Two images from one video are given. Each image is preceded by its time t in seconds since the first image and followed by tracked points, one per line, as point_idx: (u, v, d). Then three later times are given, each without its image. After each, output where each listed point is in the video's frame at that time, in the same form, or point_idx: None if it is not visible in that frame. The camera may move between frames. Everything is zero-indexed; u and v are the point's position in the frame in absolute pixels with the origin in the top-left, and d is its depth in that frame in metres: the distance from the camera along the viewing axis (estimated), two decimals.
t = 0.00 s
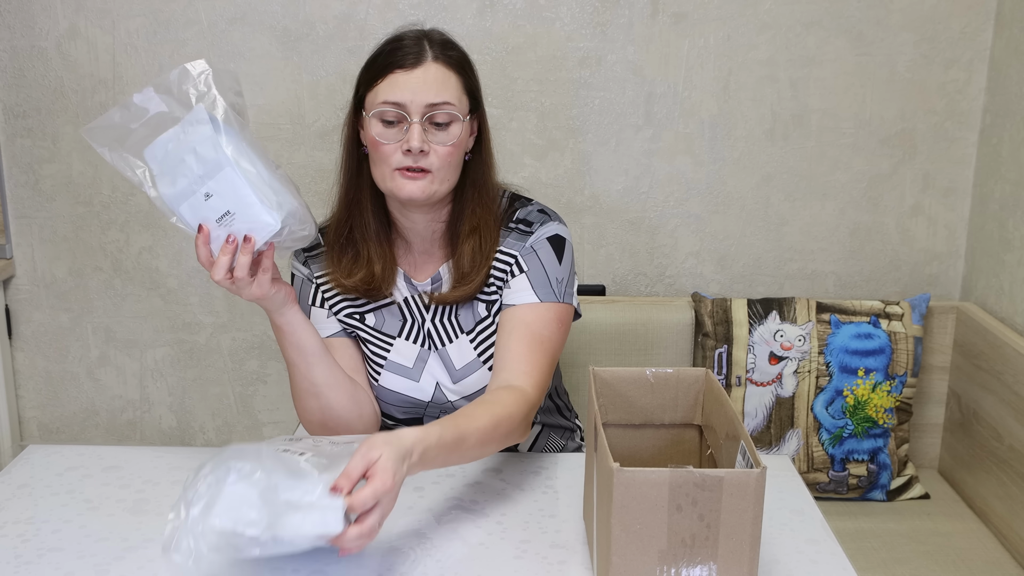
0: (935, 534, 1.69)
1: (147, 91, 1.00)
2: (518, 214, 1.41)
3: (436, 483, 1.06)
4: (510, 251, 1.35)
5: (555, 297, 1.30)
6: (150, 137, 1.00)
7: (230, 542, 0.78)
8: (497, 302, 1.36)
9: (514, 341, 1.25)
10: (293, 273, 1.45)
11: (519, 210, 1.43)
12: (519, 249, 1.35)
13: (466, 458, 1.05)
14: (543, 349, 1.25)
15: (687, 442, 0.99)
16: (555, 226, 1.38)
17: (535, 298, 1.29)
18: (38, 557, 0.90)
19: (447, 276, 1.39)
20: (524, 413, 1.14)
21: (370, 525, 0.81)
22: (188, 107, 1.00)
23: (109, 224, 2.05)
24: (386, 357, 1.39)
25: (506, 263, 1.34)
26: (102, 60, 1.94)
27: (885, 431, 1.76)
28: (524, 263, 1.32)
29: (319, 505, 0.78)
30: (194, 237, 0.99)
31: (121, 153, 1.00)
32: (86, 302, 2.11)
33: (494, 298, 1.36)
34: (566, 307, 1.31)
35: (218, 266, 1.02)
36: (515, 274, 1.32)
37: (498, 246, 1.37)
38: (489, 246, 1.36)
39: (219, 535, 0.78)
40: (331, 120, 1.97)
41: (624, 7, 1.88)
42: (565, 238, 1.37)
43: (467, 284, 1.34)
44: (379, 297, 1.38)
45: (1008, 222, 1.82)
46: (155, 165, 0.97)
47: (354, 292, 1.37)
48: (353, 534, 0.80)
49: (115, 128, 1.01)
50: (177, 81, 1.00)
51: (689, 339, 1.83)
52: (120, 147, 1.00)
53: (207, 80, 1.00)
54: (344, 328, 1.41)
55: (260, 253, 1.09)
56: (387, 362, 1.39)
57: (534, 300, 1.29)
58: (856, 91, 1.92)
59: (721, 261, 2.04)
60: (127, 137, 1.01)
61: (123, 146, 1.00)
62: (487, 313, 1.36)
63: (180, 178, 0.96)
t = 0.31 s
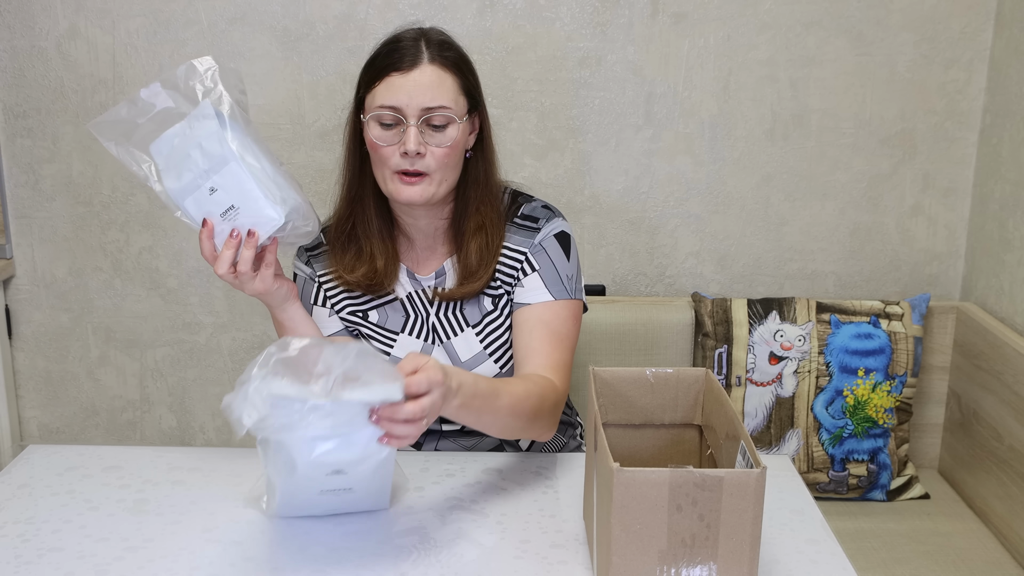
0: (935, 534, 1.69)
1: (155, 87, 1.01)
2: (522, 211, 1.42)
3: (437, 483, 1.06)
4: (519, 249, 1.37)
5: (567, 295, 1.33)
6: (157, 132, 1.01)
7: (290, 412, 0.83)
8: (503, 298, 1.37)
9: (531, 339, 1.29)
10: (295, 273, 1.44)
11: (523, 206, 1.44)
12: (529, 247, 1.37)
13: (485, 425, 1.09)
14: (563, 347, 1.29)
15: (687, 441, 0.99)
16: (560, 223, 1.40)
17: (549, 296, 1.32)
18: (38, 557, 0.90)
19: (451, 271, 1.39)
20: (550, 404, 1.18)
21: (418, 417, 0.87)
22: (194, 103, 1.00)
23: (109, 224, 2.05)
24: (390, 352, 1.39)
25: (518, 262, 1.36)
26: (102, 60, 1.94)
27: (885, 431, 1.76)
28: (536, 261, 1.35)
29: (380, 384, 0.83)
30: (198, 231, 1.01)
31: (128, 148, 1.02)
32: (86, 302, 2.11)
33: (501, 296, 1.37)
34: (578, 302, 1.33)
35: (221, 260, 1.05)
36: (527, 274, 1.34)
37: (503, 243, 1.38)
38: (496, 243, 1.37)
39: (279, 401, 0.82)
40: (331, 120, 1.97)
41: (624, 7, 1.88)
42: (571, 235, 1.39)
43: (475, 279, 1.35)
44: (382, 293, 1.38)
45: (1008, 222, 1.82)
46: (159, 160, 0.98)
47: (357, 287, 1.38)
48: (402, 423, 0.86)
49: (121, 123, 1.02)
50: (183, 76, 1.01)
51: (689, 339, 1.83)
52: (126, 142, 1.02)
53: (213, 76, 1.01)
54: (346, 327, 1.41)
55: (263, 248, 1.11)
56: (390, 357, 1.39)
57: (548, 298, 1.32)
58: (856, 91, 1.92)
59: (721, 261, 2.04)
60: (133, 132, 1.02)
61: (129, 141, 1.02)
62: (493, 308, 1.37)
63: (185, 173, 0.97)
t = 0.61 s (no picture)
0: (935, 534, 1.69)
1: (161, 85, 1.02)
2: (521, 207, 1.43)
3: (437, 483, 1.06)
4: (523, 247, 1.38)
5: (575, 289, 1.34)
6: (162, 129, 1.01)
7: (359, 329, 0.79)
8: (506, 296, 1.37)
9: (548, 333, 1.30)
10: (293, 273, 1.43)
11: (522, 203, 1.44)
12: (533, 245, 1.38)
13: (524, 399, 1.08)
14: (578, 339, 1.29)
15: (687, 440, 0.99)
16: (560, 220, 1.41)
17: (559, 292, 1.33)
18: (38, 557, 0.90)
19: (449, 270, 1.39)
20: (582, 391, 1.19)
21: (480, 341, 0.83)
22: (201, 100, 1.01)
23: (109, 224, 2.05)
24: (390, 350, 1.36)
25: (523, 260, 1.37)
26: (102, 60, 1.94)
27: (885, 431, 1.76)
28: (542, 258, 1.36)
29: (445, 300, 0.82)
30: (203, 229, 0.98)
31: (133, 144, 1.02)
32: (86, 302, 2.11)
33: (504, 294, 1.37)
34: (588, 296, 1.35)
35: (226, 258, 1.00)
36: (535, 271, 1.35)
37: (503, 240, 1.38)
38: (495, 241, 1.37)
39: (348, 313, 0.79)
40: (331, 120, 1.97)
41: (624, 7, 1.88)
42: (571, 231, 1.40)
43: (475, 277, 1.35)
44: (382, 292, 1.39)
45: (1008, 222, 1.82)
46: (164, 157, 0.97)
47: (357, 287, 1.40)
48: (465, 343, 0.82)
49: (126, 118, 1.02)
50: (190, 74, 1.02)
51: (689, 340, 1.83)
52: (132, 139, 1.02)
53: (220, 74, 1.01)
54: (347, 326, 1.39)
55: (268, 245, 1.03)
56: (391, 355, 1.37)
57: (559, 293, 1.33)
58: (856, 91, 1.92)
59: (721, 261, 2.04)
60: (139, 128, 1.02)
61: (134, 137, 1.02)
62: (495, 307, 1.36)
63: (191, 170, 0.96)
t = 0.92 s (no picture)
0: (935, 534, 1.69)
1: (180, 81, 0.95)
2: (527, 208, 1.44)
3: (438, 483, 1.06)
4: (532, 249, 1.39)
5: (585, 291, 1.37)
6: (179, 126, 0.94)
7: (445, 320, 0.81)
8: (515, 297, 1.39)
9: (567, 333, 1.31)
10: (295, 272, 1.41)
11: (528, 203, 1.46)
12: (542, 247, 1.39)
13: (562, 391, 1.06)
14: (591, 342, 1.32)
15: (688, 440, 0.99)
16: (565, 222, 1.43)
17: (573, 296, 1.36)
18: (38, 557, 0.90)
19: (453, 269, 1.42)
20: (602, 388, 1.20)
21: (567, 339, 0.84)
22: (221, 99, 0.94)
23: (109, 224, 2.05)
24: (393, 352, 1.36)
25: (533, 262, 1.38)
26: (102, 60, 1.94)
27: (885, 431, 1.76)
28: (551, 260, 1.38)
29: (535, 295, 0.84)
30: (218, 231, 0.93)
31: (145, 140, 0.94)
32: (86, 302, 2.11)
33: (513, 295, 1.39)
34: (596, 298, 1.39)
35: (239, 262, 0.96)
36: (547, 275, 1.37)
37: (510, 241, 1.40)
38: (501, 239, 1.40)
39: (434, 302, 0.82)
40: (331, 120, 1.97)
41: (624, 7, 1.88)
42: (576, 233, 1.43)
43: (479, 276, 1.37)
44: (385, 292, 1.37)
45: (1008, 222, 1.82)
46: (179, 155, 0.92)
47: (358, 288, 1.36)
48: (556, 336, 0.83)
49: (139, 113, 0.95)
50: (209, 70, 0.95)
51: (689, 339, 1.83)
52: (145, 135, 0.95)
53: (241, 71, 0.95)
54: (347, 327, 1.38)
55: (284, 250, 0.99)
56: (394, 356, 1.36)
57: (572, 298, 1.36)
58: (856, 91, 1.92)
59: (721, 261, 2.04)
60: (153, 124, 0.95)
61: (148, 132, 0.95)
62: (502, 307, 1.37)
63: (208, 170, 0.91)
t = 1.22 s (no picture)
0: (935, 534, 1.69)
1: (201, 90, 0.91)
2: (532, 207, 1.46)
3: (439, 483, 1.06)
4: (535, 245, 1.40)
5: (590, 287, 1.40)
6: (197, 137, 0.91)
7: (460, 318, 0.82)
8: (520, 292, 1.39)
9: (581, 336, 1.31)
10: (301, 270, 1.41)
11: (532, 201, 1.48)
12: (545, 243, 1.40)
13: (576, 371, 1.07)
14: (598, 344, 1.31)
15: (688, 440, 0.99)
16: (569, 219, 1.44)
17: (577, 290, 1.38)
18: (38, 557, 0.90)
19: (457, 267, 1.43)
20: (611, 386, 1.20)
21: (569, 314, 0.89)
22: (242, 109, 0.90)
23: (109, 224, 2.05)
24: (396, 351, 1.36)
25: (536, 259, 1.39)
26: (103, 60, 1.94)
27: (885, 431, 1.76)
28: (556, 257, 1.39)
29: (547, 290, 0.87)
30: (237, 247, 0.91)
31: (161, 151, 0.90)
32: (86, 302, 2.11)
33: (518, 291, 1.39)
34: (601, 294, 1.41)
35: (259, 279, 0.94)
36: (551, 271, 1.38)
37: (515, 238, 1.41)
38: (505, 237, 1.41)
39: (448, 300, 0.82)
40: (331, 120, 1.97)
41: (624, 7, 1.88)
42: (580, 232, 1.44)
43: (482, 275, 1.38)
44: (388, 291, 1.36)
45: (1008, 222, 1.82)
46: (197, 167, 0.88)
47: (363, 287, 1.36)
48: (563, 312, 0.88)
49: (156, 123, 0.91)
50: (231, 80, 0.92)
51: (689, 339, 1.83)
52: (161, 145, 0.91)
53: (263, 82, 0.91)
54: (351, 326, 1.38)
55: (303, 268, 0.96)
56: (397, 355, 1.36)
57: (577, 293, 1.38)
58: (856, 91, 1.92)
59: (721, 261, 2.04)
60: (170, 133, 0.91)
61: (164, 143, 0.91)
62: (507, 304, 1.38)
63: (229, 183, 0.89)
